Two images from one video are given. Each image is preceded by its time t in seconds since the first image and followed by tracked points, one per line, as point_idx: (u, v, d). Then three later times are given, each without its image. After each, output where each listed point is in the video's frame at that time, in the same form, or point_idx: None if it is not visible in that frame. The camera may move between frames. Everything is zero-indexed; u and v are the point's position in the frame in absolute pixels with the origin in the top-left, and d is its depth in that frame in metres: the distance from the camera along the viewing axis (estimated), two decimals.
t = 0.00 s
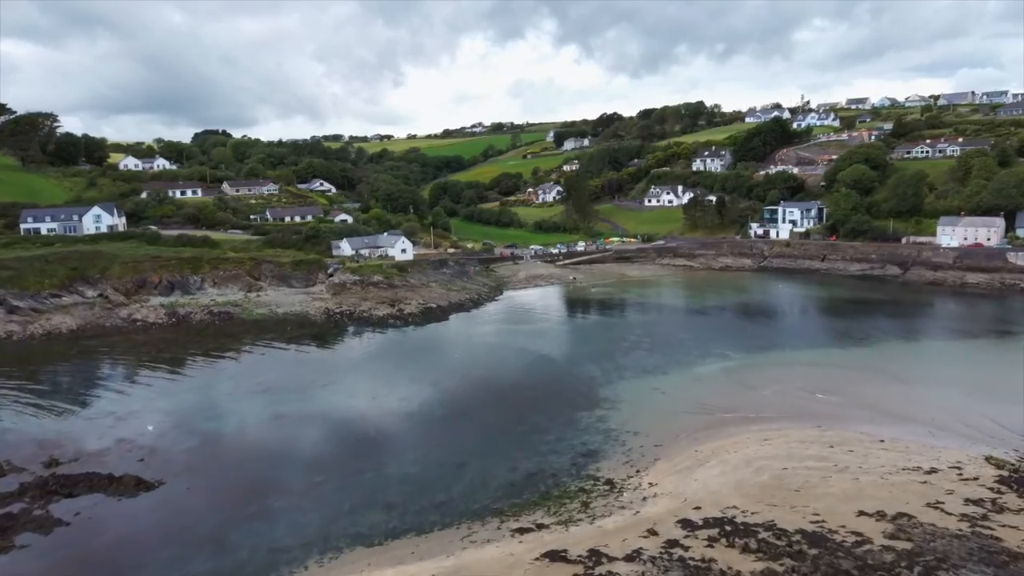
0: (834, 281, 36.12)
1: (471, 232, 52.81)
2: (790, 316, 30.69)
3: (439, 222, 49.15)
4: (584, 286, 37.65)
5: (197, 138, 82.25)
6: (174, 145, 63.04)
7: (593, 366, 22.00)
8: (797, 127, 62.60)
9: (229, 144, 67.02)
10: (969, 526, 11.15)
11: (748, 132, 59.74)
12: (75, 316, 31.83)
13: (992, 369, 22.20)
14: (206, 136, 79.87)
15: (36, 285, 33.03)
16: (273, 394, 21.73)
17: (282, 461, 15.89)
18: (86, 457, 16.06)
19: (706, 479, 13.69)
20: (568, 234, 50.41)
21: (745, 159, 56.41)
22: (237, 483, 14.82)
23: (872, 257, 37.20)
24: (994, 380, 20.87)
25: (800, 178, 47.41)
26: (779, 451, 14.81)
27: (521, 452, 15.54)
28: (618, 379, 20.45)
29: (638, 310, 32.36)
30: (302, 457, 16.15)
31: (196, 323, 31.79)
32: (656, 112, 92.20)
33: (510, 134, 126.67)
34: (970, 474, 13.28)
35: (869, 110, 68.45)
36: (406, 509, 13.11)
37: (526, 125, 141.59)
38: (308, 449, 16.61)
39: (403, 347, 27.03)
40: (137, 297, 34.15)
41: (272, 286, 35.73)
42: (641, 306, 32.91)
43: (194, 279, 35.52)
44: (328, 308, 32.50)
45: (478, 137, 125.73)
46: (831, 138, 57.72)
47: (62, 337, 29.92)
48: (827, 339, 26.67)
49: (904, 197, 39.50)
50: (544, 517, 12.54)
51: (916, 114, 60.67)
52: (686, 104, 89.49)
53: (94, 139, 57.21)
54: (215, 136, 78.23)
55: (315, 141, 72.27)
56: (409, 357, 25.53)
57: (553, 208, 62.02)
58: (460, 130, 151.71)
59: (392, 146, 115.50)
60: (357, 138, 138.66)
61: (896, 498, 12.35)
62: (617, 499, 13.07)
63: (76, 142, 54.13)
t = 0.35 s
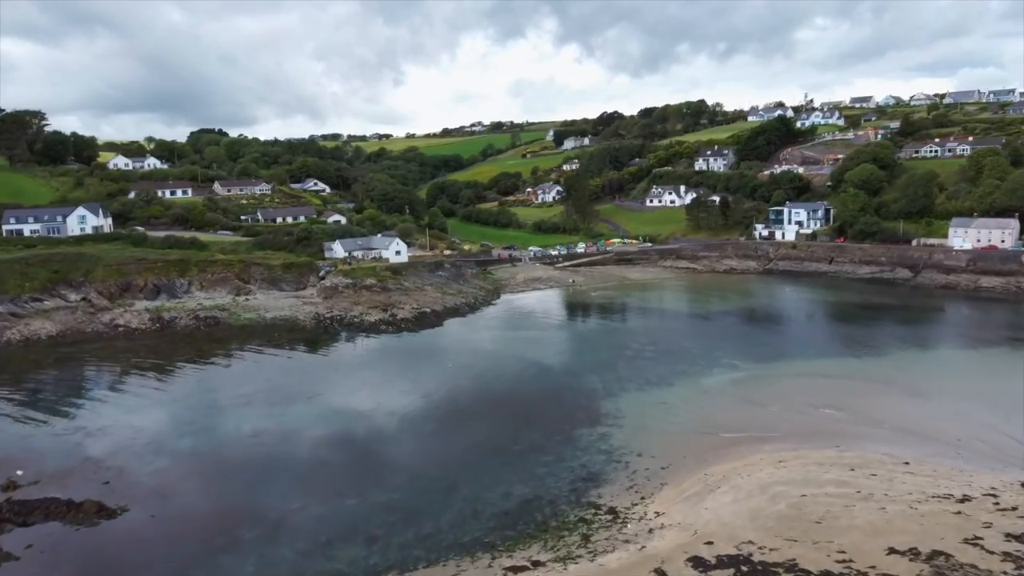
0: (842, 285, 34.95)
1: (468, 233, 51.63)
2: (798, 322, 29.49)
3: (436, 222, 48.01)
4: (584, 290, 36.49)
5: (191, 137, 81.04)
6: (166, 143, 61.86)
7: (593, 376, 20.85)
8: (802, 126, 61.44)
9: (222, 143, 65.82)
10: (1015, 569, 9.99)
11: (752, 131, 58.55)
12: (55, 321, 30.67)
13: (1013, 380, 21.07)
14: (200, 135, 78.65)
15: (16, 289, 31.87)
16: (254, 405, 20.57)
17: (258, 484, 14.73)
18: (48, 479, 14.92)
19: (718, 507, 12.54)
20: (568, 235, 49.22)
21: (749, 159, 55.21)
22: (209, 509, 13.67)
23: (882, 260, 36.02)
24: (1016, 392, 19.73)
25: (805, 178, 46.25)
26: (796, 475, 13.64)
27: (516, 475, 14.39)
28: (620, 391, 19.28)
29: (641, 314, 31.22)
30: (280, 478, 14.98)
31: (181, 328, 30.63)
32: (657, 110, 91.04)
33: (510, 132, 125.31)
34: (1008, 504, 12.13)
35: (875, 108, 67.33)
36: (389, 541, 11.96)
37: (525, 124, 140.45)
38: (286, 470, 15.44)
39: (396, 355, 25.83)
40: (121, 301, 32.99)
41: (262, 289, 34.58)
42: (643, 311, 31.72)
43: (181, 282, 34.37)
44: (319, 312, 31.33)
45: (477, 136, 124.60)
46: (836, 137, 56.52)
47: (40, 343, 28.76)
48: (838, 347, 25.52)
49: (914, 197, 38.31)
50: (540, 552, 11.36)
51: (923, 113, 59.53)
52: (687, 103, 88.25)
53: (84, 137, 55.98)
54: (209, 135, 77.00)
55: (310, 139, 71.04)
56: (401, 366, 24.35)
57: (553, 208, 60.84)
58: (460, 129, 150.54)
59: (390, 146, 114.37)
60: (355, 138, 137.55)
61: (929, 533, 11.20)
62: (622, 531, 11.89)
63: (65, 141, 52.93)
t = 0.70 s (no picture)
0: (851, 289, 33.81)
1: (466, 234, 50.44)
2: (808, 327, 28.36)
3: (433, 223, 46.87)
4: (585, 292, 35.35)
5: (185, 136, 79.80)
6: (158, 142, 60.58)
7: (594, 387, 19.71)
8: (807, 125, 60.32)
9: (215, 142, 64.57)
10: None
11: (756, 130, 57.41)
12: (35, 325, 29.50)
13: None
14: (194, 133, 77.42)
15: None
16: (236, 417, 19.40)
17: (233, 510, 13.60)
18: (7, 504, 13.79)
19: (735, 540, 11.41)
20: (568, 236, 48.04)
21: (753, 158, 54.03)
22: (179, 540, 12.55)
23: (892, 263, 34.90)
24: None
25: (811, 177, 45.12)
26: (817, 503, 12.52)
27: (513, 499, 13.26)
28: (624, 404, 18.13)
29: (644, 319, 30.08)
30: (257, 503, 13.85)
31: (166, 333, 29.47)
32: (659, 109, 89.92)
33: (509, 131, 124.06)
34: None
35: (880, 107, 66.21)
36: None
37: (525, 123, 139.31)
38: (265, 492, 14.32)
39: (388, 361, 24.67)
40: (105, 304, 31.84)
41: (251, 292, 33.43)
42: (646, 316, 30.56)
43: (168, 285, 33.22)
44: (310, 316, 30.18)
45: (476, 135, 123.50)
46: (841, 136, 55.39)
47: (19, 349, 27.60)
48: (850, 354, 24.36)
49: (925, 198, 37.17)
50: None
51: (930, 111, 58.41)
52: (689, 101, 87.16)
53: (73, 136, 54.73)
54: (203, 133, 75.76)
55: (306, 138, 69.83)
56: (393, 373, 23.20)
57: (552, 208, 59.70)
58: (459, 128, 149.33)
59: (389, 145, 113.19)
60: (353, 137, 136.39)
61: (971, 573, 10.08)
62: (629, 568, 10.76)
63: (53, 140, 51.71)
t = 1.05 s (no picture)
0: (861, 292, 32.72)
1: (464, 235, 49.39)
2: (818, 333, 27.27)
3: (430, 224, 45.79)
4: (586, 295, 34.29)
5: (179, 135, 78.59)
6: (150, 141, 59.42)
7: (597, 398, 18.63)
8: (812, 124, 59.25)
9: (209, 141, 63.41)
10: None
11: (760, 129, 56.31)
12: (16, 330, 28.39)
13: None
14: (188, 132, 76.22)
15: None
16: (217, 429, 18.29)
17: (206, 540, 12.52)
18: None
19: None
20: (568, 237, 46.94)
21: (757, 157, 52.95)
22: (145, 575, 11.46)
23: (903, 265, 33.82)
24: None
25: (818, 177, 44.03)
26: (842, 533, 11.42)
27: (511, 527, 12.19)
28: (628, 418, 17.04)
29: (648, 323, 29.00)
30: (232, 532, 12.75)
31: (151, 339, 28.34)
32: (660, 108, 88.74)
33: (508, 131, 122.88)
34: None
35: (886, 105, 65.17)
36: None
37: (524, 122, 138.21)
38: (242, 519, 13.21)
39: (380, 367, 23.56)
40: (89, 308, 30.74)
41: (241, 295, 32.34)
42: (649, 320, 29.48)
43: (155, 288, 32.12)
44: (301, 320, 29.05)
45: (476, 134, 122.38)
46: (847, 135, 54.32)
47: None
48: (865, 361, 23.27)
49: (936, 198, 36.08)
50: None
51: (938, 109, 57.32)
52: (690, 101, 86.10)
53: (63, 134, 53.56)
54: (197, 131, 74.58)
55: (302, 136, 68.70)
56: (385, 381, 22.09)
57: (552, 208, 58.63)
58: (458, 127, 148.19)
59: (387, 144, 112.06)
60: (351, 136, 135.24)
61: None
62: None
63: (41, 138, 50.59)
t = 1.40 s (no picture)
0: (872, 296, 31.65)
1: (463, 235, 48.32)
2: (829, 339, 26.21)
3: (427, 225, 44.70)
4: (588, 299, 33.24)
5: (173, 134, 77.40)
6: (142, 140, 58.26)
7: (602, 411, 17.54)
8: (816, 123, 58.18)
9: (203, 139, 62.27)
10: None
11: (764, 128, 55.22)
12: None
13: None
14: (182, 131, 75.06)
15: None
16: (197, 443, 17.18)
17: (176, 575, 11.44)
18: None
19: None
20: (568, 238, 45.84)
21: (761, 157, 51.88)
22: None
23: (914, 268, 32.74)
24: None
25: (824, 177, 42.96)
26: (875, 570, 10.35)
27: (511, 562, 11.13)
28: (636, 435, 15.97)
29: (652, 328, 27.92)
30: (205, 566, 11.67)
31: (136, 345, 27.23)
32: (661, 107, 87.63)
33: (508, 130, 121.87)
34: None
35: (891, 104, 64.12)
36: None
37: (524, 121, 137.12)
38: (217, 550, 12.14)
39: (373, 376, 22.48)
40: (73, 312, 29.64)
41: (230, 299, 31.27)
42: (653, 325, 28.41)
43: (142, 291, 31.02)
44: (292, 325, 27.96)
45: (475, 134, 121.31)
46: (853, 134, 53.27)
47: None
48: (881, 368, 22.19)
49: (948, 199, 35.00)
50: None
51: (945, 108, 56.25)
52: (692, 100, 85.03)
53: (52, 133, 52.40)
54: (191, 130, 73.41)
55: (298, 135, 67.60)
56: (376, 390, 21.00)
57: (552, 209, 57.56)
58: (457, 126, 147.12)
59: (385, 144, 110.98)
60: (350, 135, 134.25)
61: None
62: None
63: (30, 136, 49.41)
